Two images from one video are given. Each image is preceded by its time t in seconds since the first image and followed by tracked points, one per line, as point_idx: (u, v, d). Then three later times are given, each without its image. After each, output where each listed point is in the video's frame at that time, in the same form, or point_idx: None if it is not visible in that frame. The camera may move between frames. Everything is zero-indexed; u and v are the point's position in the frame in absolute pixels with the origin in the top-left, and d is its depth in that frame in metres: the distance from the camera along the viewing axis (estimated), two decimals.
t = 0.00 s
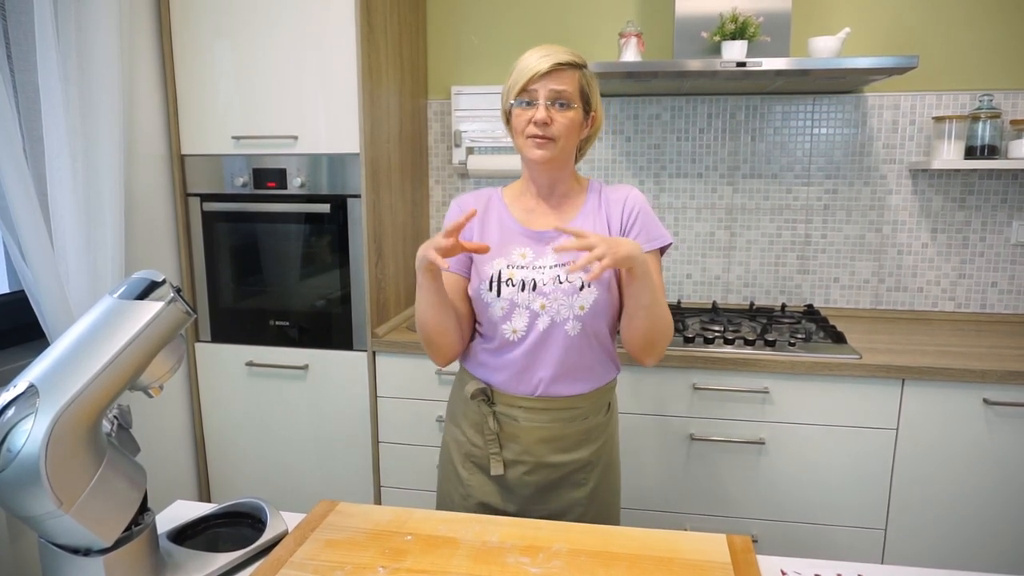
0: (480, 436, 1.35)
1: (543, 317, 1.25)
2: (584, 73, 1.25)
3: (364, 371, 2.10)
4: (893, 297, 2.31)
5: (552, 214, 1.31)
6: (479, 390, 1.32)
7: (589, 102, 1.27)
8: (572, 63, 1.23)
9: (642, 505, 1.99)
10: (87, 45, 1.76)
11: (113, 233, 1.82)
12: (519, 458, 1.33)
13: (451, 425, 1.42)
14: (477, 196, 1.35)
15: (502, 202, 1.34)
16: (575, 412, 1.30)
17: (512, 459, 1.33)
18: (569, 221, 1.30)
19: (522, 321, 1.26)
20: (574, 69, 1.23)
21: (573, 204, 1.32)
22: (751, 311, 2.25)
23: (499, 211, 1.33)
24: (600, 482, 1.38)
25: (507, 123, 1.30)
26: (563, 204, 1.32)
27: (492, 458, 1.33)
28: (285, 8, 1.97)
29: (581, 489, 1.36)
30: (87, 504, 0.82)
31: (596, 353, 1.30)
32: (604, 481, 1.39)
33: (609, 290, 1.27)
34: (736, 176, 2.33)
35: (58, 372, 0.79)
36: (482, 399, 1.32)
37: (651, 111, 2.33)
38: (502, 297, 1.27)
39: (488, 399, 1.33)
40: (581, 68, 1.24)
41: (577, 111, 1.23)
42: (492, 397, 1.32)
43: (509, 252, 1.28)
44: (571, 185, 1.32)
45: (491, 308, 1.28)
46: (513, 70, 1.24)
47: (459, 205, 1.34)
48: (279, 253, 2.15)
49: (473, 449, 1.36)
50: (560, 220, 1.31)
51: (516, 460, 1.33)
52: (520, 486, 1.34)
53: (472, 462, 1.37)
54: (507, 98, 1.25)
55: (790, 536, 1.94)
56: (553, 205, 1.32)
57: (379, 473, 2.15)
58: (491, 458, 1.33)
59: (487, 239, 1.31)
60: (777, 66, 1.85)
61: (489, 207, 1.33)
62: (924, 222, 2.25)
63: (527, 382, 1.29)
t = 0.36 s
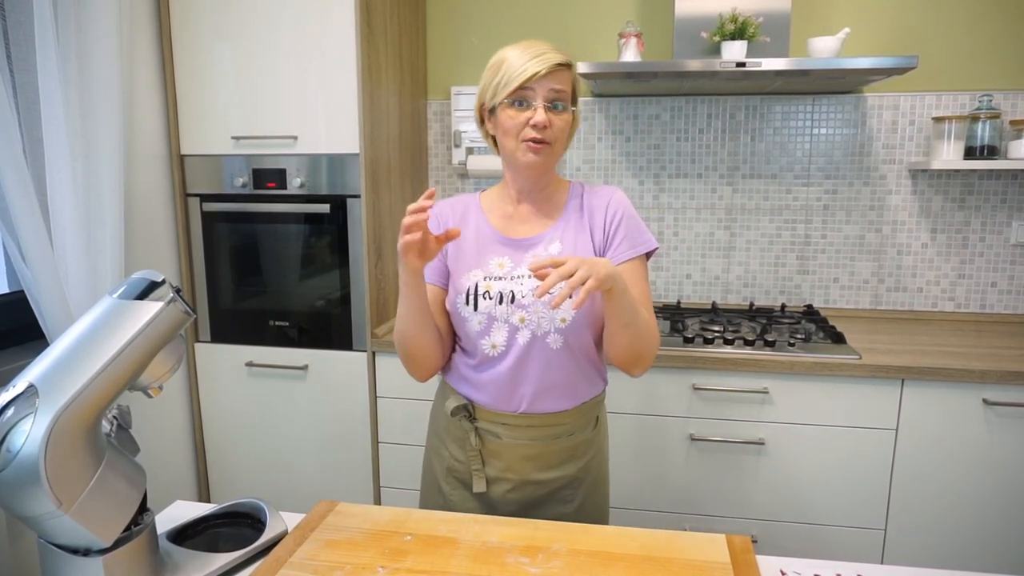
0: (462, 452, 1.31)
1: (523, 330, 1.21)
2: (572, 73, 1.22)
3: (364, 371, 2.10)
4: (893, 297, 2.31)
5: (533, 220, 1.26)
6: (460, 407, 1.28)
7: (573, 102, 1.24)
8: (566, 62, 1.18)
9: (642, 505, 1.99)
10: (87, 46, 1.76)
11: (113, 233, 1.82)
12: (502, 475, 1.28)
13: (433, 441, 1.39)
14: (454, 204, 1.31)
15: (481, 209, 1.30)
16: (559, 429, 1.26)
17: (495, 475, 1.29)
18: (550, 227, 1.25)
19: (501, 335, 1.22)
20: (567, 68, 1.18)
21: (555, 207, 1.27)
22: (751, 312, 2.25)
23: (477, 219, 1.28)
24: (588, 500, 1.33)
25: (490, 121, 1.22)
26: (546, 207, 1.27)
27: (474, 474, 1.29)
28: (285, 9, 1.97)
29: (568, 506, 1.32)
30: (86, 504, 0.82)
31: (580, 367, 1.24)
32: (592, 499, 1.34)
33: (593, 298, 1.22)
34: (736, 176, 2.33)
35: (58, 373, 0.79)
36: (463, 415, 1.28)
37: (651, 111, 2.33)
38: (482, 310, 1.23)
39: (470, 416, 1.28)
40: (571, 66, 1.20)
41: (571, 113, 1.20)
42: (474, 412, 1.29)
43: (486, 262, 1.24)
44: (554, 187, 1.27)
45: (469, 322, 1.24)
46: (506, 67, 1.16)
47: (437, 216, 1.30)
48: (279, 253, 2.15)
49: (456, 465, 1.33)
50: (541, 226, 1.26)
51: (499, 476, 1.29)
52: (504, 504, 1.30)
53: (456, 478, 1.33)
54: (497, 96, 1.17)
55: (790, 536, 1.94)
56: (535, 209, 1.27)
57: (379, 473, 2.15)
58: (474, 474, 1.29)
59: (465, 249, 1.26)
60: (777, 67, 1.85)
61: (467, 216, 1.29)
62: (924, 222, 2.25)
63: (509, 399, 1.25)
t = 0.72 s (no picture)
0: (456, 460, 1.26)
1: (521, 332, 1.16)
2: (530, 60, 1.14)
3: (364, 371, 2.10)
4: (892, 297, 2.31)
5: (527, 217, 1.19)
6: (454, 412, 1.22)
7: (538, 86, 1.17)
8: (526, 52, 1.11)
9: (642, 505, 1.99)
10: (86, 46, 1.76)
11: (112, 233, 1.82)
12: (499, 481, 1.24)
13: (424, 449, 1.33)
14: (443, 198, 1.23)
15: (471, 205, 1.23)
16: (555, 432, 1.21)
17: (492, 482, 1.24)
18: (546, 225, 1.19)
19: (497, 335, 1.16)
20: (530, 56, 1.11)
21: (550, 204, 1.20)
22: (750, 312, 2.25)
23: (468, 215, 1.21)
24: (590, 500, 1.29)
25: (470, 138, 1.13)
26: (540, 203, 1.20)
27: (470, 482, 1.24)
28: (285, 9, 1.97)
29: (569, 508, 1.28)
30: (85, 504, 0.82)
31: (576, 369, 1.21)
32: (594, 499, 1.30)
33: (592, 302, 1.16)
34: (735, 176, 2.33)
35: (56, 373, 0.79)
36: (456, 422, 1.23)
37: (650, 111, 2.33)
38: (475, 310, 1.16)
39: (463, 422, 1.23)
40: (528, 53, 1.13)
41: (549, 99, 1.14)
42: (466, 418, 1.23)
43: (482, 258, 1.17)
44: (545, 182, 1.21)
45: (463, 321, 1.17)
46: (472, 80, 1.07)
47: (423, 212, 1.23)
48: (278, 253, 2.15)
49: (451, 472, 1.28)
50: (536, 224, 1.19)
51: (496, 483, 1.24)
52: (502, 510, 1.25)
53: (451, 486, 1.28)
54: (475, 110, 1.08)
55: (790, 535, 1.94)
56: (528, 206, 1.19)
57: (378, 473, 2.15)
58: (470, 482, 1.25)
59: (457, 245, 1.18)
60: (776, 67, 1.85)
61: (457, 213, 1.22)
62: (923, 222, 2.25)
63: (503, 403, 1.19)
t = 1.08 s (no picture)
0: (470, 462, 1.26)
1: (533, 343, 1.15)
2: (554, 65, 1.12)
3: (364, 371, 2.10)
4: (892, 297, 2.31)
5: (539, 223, 1.19)
6: (466, 416, 1.22)
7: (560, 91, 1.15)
8: (546, 60, 1.08)
9: (641, 506, 1.99)
10: (86, 45, 1.76)
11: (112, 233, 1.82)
12: (513, 485, 1.24)
13: (439, 450, 1.33)
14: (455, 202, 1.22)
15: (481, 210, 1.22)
16: (570, 438, 1.21)
17: (506, 485, 1.24)
18: (559, 231, 1.18)
19: (509, 347, 1.16)
20: (548, 64, 1.08)
21: (561, 208, 1.19)
22: (750, 312, 2.25)
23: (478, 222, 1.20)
24: (606, 504, 1.29)
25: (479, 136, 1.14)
26: (551, 209, 1.19)
27: (483, 484, 1.24)
28: (285, 9, 1.97)
29: (585, 512, 1.27)
30: (84, 504, 0.82)
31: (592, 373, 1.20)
32: (610, 503, 1.29)
33: (605, 309, 1.16)
34: (735, 176, 2.33)
35: (56, 373, 0.79)
36: (470, 425, 1.22)
37: (650, 111, 2.33)
38: (488, 322, 1.15)
39: (477, 425, 1.23)
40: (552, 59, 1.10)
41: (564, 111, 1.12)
42: (481, 422, 1.23)
43: (493, 268, 1.16)
44: (556, 187, 1.20)
45: (474, 333, 1.17)
46: (484, 84, 1.07)
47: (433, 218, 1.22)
48: (278, 253, 2.15)
49: (464, 474, 1.28)
50: (548, 230, 1.18)
51: (510, 486, 1.24)
52: (517, 513, 1.25)
53: (465, 488, 1.28)
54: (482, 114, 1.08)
55: (789, 535, 1.94)
56: (538, 211, 1.19)
57: (378, 473, 2.15)
58: (484, 485, 1.24)
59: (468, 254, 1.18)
60: (776, 67, 1.85)
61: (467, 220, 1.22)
62: (923, 222, 2.25)
63: (518, 411, 1.19)
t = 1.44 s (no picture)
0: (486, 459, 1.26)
1: (547, 345, 1.15)
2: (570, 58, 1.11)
3: (364, 371, 2.10)
4: (892, 297, 2.31)
5: (557, 224, 1.18)
6: (482, 413, 1.23)
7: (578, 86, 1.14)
8: (559, 54, 1.08)
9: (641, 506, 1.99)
10: (86, 45, 1.76)
11: (111, 233, 1.82)
12: (528, 484, 1.23)
13: (459, 448, 1.33)
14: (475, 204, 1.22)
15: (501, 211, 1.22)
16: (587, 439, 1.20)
17: (521, 485, 1.24)
18: (577, 233, 1.17)
19: (523, 348, 1.16)
20: (560, 57, 1.08)
21: (581, 208, 1.19)
22: (750, 312, 2.25)
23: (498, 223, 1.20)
24: (623, 508, 1.28)
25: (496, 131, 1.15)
26: (570, 209, 1.18)
27: (498, 483, 1.24)
28: (285, 9, 1.97)
29: (601, 515, 1.26)
30: (84, 504, 0.82)
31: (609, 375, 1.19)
32: (627, 507, 1.29)
33: (622, 312, 1.14)
34: (735, 176, 2.33)
35: (55, 373, 0.79)
36: (486, 422, 1.23)
37: (650, 111, 2.33)
38: (503, 323, 1.16)
39: (492, 423, 1.23)
40: (566, 52, 1.10)
41: (578, 104, 1.11)
42: (497, 419, 1.23)
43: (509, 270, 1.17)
44: (575, 187, 1.19)
45: (489, 334, 1.18)
46: (495, 77, 1.08)
47: (453, 217, 1.22)
48: (278, 253, 2.15)
49: (481, 471, 1.28)
50: (566, 232, 1.18)
51: (525, 486, 1.24)
52: (532, 513, 1.24)
53: (482, 485, 1.28)
54: (495, 107, 1.10)
55: (788, 536, 1.94)
56: (556, 212, 1.18)
57: (378, 473, 2.15)
58: (499, 482, 1.24)
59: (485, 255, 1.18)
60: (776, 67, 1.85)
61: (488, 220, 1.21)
62: (923, 223, 2.25)
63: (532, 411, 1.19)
